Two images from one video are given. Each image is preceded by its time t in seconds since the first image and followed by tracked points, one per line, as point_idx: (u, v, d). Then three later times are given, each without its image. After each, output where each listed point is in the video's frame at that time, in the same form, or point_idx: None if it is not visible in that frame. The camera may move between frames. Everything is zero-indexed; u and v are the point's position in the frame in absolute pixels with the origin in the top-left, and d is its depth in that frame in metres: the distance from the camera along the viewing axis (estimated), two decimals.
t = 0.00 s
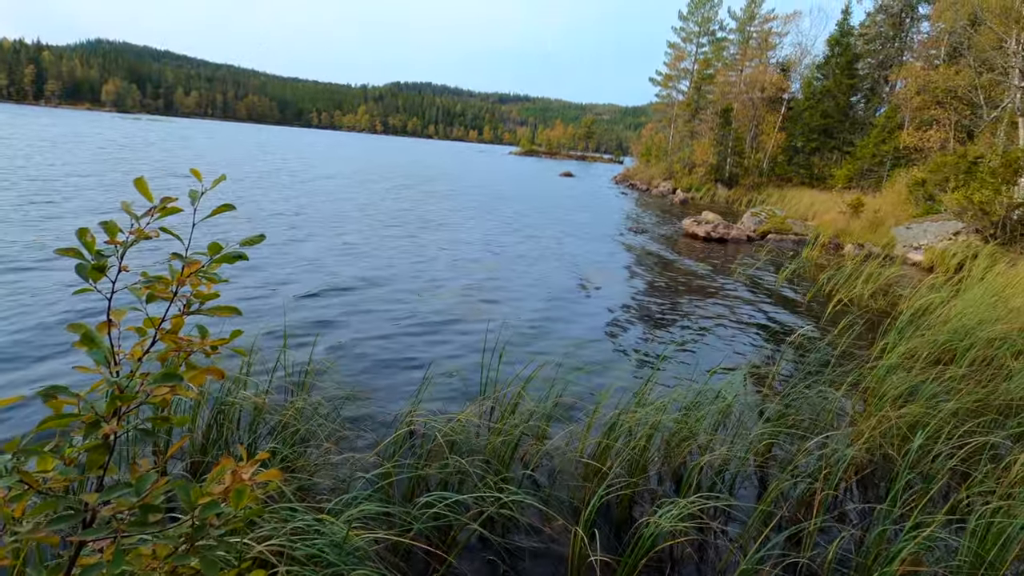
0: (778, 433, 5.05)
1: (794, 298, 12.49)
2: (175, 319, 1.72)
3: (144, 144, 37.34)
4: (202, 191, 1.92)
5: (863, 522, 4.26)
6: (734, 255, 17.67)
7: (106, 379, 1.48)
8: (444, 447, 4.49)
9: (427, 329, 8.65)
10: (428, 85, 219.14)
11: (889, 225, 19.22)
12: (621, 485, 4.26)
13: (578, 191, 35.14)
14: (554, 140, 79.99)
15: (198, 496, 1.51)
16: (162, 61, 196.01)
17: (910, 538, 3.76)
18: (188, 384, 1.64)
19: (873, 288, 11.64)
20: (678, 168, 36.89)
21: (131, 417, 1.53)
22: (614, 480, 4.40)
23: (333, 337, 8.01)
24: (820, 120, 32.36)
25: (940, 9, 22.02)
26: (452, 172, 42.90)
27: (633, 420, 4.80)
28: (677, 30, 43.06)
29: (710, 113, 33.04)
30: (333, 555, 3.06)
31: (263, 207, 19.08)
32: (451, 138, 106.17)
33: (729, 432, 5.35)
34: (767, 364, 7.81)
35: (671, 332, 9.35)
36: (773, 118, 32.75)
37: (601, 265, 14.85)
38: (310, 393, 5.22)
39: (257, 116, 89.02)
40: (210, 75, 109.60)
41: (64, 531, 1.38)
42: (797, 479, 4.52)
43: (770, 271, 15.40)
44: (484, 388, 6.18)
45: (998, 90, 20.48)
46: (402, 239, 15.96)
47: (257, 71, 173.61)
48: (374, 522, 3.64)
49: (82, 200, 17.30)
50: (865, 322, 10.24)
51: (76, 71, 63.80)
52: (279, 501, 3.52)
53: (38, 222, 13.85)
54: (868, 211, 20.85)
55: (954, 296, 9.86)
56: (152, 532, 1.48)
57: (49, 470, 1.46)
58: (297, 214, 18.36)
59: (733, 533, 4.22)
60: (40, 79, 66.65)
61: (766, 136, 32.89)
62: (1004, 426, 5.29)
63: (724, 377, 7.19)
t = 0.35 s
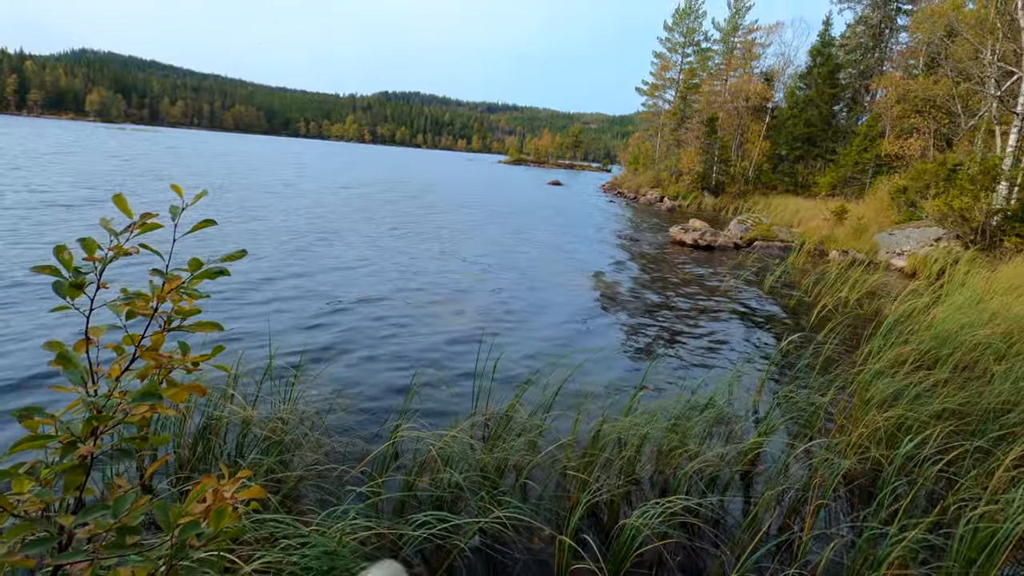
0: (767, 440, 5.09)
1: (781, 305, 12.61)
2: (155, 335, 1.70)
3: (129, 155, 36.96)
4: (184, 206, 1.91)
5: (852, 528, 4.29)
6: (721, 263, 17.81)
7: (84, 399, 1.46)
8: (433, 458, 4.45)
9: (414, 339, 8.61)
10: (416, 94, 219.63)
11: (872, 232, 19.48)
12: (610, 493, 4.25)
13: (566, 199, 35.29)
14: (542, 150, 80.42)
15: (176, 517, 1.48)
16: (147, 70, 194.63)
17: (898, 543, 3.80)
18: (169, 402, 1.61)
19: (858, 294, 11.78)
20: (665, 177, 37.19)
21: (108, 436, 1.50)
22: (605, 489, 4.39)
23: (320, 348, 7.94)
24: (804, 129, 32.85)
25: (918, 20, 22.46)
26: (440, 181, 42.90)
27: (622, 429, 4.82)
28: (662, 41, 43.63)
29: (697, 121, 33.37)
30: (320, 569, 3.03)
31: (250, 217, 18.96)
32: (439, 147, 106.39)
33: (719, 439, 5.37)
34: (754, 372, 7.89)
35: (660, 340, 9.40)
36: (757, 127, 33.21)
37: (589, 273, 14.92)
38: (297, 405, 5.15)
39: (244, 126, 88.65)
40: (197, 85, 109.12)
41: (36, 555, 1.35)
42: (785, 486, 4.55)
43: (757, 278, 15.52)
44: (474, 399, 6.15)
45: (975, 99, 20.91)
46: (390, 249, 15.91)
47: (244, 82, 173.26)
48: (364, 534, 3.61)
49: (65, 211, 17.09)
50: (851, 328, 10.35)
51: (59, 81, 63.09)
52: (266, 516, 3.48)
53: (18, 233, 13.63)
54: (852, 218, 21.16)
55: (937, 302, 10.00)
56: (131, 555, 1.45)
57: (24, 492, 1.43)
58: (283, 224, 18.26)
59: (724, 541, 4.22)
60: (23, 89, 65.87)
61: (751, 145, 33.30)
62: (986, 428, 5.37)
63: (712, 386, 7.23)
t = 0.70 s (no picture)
0: (761, 448, 5.09)
1: (774, 313, 12.68)
2: (146, 351, 1.69)
3: (122, 164, 36.85)
4: (175, 222, 1.91)
5: (845, 536, 4.30)
6: (714, 271, 17.89)
7: (74, 418, 1.46)
8: (427, 470, 4.43)
9: (407, 348, 8.60)
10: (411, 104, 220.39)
11: (863, 240, 19.63)
12: (604, 504, 4.24)
13: (561, 208, 35.41)
14: (536, 159, 80.73)
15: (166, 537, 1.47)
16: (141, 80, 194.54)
17: (891, 552, 3.81)
18: (159, 419, 1.61)
19: (849, 302, 11.89)
20: (658, 186, 37.43)
21: (97, 454, 1.49)
22: (600, 500, 4.38)
23: (313, 358, 7.91)
24: (795, 138, 33.15)
25: (905, 32, 22.78)
26: (435, 190, 42.97)
27: (617, 439, 4.83)
28: (654, 52, 44.05)
29: (689, 131, 33.63)
30: None
31: (244, 227, 18.92)
32: (433, 157, 106.68)
33: (713, 448, 5.37)
34: (748, 380, 7.92)
35: (654, 349, 9.42)
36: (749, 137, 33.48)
37: (582, 282, 14.97)
38: (289, 417, 5.12)
39: (239, 136, 88.65)
40: (191, 95, 109.18)
41: None
42: (780, 495, 4.56)
43: (750, 286, 15.60)
44: (468, 408, 6.13)
45: (962, 109, 21.19)
46: (384, 258, 15.90)
47: (238, 91, 173.46)
48: (355, 547, 3.58)
49: (56, 220, 16.99)
50: (843, 336, 10.41)
51: (52, 91, 62.99)
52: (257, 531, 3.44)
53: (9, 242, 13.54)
54: (844, 226, 21.35)
55: (928, 309, 10.11)
56: None
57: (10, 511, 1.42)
58: (277, 233, 18.22)
59: (719, 550, 4.21)
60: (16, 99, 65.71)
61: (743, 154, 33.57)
62: (978, 437, 5.42)
63: (705, 394, 7.25)
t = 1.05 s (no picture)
0: (759, 453, 5.10)
1: (772, 317, 12.72)
2: (141, 373, 1.70)
3: (117, 181, 36.89)
4: (170, 243, 1.91)
5: (845, 541, 4.30)
6: (710, 276, 17.94)
7: (67, 445, 1.45)
8: (427, 482, 4.40)
9: (404, 360, 8.58)
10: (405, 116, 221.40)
11: (857, 242, 19.73)
12: (605, 512, 4.23)
13: (556, 217, 35.53)
14: (530, 169, 81.20)
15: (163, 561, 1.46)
16: (135, 96, 195.01)
17: (892, 555, 3.80)
18: (156, 440, 1.61)
19: (846, 305, 11.95)
20: (653, 192, 37.66)
21: (90, 480, 1.49)
22: (601, 509, 4.37)
23: (310, 371, 7.87)
24: (786, 143, 33.41)
25: (893, 37, 23.06)
26: (430, 201, 43.07)
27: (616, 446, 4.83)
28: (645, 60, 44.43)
29: (682, 138, 33.87)
30: None
31: (239, 241, 18.91)
32: (428, 168, 107.09)
33: (713, 454, 5.37)
34: (747, 385, 7.93)
35: (653, 355, 9.42)
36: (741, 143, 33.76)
37: (579, 290, 14.97)
38: (288, 432, 5.10)
39: (233, 150, 88.82)
40: (185, 110, 109.42)
41: None
42: (779, 502, 4.55)
43: (746, 290, 15.65)
44: (467, 419, 6.13)
45: (950, 112, 21.43)
46: (379, 270, 15.90)
47: (233, 107, 174.26)
48: (355, 565, 3.54)
49: (51, 238, 16.95)
50: (842, 338, 10.44)
51: (46, 109, 63.06)
52: (255, 551, 3.39)
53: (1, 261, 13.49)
54: (837, 229, 21.52)
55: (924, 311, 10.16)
56: None
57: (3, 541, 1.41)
58: (272, 247, 18.23)
59: (722, 556, 4.19)
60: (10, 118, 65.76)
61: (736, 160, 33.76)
62: (977, 438, 5.42)
63: (704, 400, 7.25)
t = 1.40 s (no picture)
0: (756, 465, 5.08)
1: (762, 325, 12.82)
2: (126, 412, 1.67)
3: (103, 206, 36.65)
4: (153, 277, 1.90)
5: (845, 550, 4.27)
6: (700, 286, 18.04)
7: (49, 490, 1.43)
8: (423, 504, 4.34)
9: (395, 380, 8.52)
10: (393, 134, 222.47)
11: (844, 249, 19.95)
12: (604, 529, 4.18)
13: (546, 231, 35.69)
14: (519, 184, 81.67)
15: None
16: (121, 120, 194.59)
17: (892, 562, 3.79)
18: (141, 480, 1.59)
19: (834, 311, 12.07)
20: (641, 204, 37.96)
21: (74, 524, 1.46)
22: (600, 526, 4.33)
23: (300, 394, 7.78)
24: (771, 152, 33.88)
25: (870, 46, 23.53)
26: (420, 218, 43.18)
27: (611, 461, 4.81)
28: (629, 74, 45.07)
29: (668, 150, 34.24)
30: None
31: (227, 264, 18.81)
32: (417, 185, 107.40)
33: (709, 466, 5.35)
34: (739, 395, 7.96)
35: (645, 368, 9.45)
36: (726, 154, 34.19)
37: (570, 303, 15.00)
38: (279, 457, 5.02)
39: (222, 172, 88.82)
40: (172, 134, 109.38)
41: None
42: (778, 512, 4.53)
43: (736, 299, 15.74)
44: (461, 439, 6.08)
45: (929, 119, 21.83)
46: (370, 289, 15.85)
47: (220, 129, 174.31)
48: None
49: (35, 265, 16.75)
50: (832, 345, 10.51)
51: (31, 135, 62.68)
52: None
53: None
54: (823, 236, 21.76)
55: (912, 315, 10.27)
56: None
57: None
58: (261, 269, 18.14)
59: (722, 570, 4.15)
60: None
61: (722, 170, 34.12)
62: (968, 440, 5.46)
63: (697, 411, 7.25)
